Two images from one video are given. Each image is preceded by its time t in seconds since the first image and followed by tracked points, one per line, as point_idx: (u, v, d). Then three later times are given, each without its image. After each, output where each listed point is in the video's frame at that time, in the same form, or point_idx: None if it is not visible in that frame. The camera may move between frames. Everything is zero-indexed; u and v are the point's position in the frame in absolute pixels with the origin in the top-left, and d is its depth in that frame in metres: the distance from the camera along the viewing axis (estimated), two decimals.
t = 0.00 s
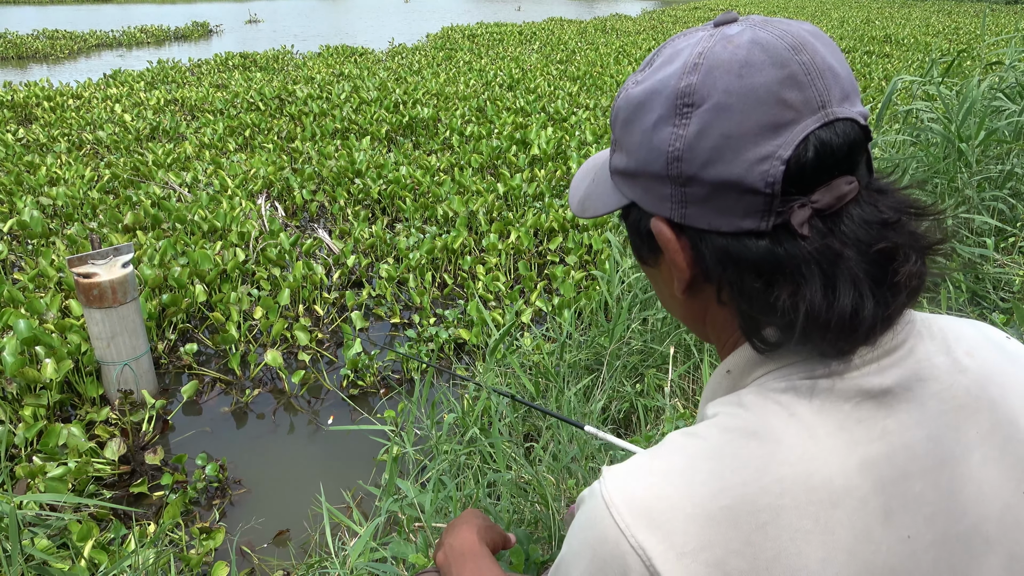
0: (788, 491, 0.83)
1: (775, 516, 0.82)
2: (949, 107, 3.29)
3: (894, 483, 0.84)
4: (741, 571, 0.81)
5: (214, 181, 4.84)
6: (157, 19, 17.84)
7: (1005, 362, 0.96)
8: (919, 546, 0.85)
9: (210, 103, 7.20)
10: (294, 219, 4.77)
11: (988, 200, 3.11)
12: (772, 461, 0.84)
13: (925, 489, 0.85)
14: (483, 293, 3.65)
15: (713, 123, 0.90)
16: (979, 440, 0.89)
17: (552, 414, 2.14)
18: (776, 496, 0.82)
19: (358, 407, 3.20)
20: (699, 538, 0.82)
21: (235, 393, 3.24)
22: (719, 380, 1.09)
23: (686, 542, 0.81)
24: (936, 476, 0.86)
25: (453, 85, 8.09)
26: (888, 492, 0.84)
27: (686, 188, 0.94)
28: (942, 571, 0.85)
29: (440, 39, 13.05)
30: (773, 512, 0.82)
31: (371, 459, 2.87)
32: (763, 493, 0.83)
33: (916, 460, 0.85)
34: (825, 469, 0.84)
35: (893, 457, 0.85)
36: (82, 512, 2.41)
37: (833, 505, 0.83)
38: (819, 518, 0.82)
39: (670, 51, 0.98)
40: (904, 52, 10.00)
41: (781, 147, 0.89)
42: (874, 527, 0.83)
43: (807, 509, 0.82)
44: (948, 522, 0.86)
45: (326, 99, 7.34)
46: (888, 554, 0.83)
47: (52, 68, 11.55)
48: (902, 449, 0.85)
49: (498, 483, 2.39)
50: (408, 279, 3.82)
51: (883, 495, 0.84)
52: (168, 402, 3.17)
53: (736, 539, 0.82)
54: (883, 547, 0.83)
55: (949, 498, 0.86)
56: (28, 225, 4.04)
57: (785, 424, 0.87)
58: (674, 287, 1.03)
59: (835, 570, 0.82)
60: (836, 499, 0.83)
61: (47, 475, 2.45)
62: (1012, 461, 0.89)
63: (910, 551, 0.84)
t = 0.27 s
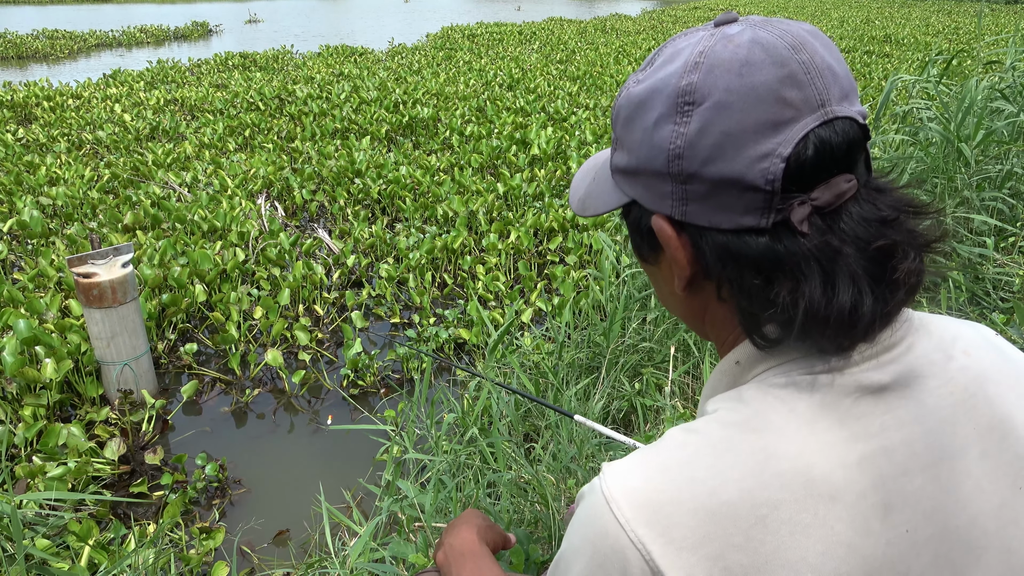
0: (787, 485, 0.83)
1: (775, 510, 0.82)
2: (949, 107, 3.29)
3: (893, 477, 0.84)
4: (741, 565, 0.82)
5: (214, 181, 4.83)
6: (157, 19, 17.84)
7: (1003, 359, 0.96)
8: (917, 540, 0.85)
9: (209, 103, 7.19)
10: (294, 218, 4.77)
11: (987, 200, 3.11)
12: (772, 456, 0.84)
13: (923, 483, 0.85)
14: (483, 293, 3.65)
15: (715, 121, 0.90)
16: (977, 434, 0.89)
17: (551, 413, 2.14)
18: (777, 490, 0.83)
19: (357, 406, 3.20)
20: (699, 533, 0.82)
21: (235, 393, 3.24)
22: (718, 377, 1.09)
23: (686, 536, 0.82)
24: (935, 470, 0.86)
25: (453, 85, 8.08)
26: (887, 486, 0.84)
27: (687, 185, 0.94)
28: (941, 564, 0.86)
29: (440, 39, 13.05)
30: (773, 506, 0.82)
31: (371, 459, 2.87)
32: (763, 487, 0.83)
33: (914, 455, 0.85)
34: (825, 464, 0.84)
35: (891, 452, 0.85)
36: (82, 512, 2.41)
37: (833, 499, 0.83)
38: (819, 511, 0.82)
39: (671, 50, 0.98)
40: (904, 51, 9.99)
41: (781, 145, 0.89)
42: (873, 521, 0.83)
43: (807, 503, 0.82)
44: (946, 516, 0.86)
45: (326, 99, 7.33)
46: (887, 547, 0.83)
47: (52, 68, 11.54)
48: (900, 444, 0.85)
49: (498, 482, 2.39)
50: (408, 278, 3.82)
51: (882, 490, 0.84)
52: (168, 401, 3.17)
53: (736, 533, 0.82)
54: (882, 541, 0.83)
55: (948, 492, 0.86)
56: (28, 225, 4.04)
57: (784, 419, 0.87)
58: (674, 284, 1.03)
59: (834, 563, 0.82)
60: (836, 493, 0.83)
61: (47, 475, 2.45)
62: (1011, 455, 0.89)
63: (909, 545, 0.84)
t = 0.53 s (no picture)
0: (791, 483, 0.82)
1: (778, 508, 0.82)
2: (949, 107, 3.28)
3: (896, 474, 0.84)
4: (745, 564, 0.82)
5: (214, 181, 4.83)
6: (157, 18, 17.83)
7: (1000, 358, 0.98)
8: (920, 536, 0.85)
9: (209, 103, 7.19)
10: (294, 218, 4.77)
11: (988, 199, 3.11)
12: (775, 453, 0.84)
13: (925, 481, 0.85)
14: (483, 293, 3.65)
15: (726, 117, 0.90)
16: (976, 433, 0.89)
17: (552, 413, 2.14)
18: (781, 488, 0.82)
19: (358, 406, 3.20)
20: (702, 532, 0.82)
21: (235, 392, 3.24)
22: (719, 375, 1.09)
23: (689, 535, 0.82)
24: (936, 468, 0.86)
25: (453, 85, 8.08)
26: (890, 484, 0.84)
27: (696, 180, 0.94)
28: (943, 562, 0.86)
29: (440, 39, 13.04)
30: (777, 504, 0.82)
31: (372, 459, 2.87)
32: (766, 485, 0.83)
33: (918, 452, 0.86)
34: (828, 461, 0.83)
35: (895, 450, 0.85)
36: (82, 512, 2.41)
37: (836, 496, 0.82)
38: (823, 509, 0.82)
39: (681, 45, 0.97)
40: (904, 51, 9.98)
41: (792, 142, 0.89)
42: (876, 518, 0.83)
43: (810, 500, 0.82)
44: (948, 513, 0.86)
45: (326, 99, 7.33)
46: (890, 545, 0.83)
47: (51, 68, 11.54)
48: (904, 442, 0.85)
49: (498, 482, 2.39)
50: (408, 278, 3.82)
51: (885, 487, 0.84)
52: (168, 401, 3.17)
53: (740, 531, 0.82)
54: (886, 539, 0.83)
55: (949, 489, 0.86)
56: (27, 225, 4.04)
57: (788, 417, 0.87)
58: (680, 280, 1.03)
59: (837, 560, 0.81)
60: (839, 491, 0.83)
61: (47, 475, 2.45)
62: (1005, 456, 0.90)
63: (911, 542, 0.84)
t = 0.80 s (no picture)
0: (789, 477, 0.83)
1: (775, 501, 0.82)
2: (948, 106, 3.28)
3: (893, 469, 0.84)
4: (742, 556, 0.82)
5: (214, 180, 4.83)
6: (157, 17, 17.83)
7: (998, 355, 0.98)
8: (918, 530, 0.84)
9: (209, 103, 7.19)
10: (294, 218, 4.77)
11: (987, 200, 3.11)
12: (773, 447, 0.84)
13: (923, 476, 0.85)
14: (483, 292, 3.65)
15: (725, 115, 0.90)
16: (974, 429, 0.89)
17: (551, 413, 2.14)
18: (778, 481, 0.83)
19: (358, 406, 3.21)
20: (701, 525, 0.82)
21: (235, 392, 3.24)
22: (717, 372, 1.09)
23: (687, 528, 0.82)
24: (934, 463, 0.86)
25: (453, 85, 8.08)
26: (888, 478, 0.84)
27: (695, 179, 0.94)
28: (941, 558, 0.85)
29: (440, 39, 13.04)
30: (775, 497, 0.82)
31: (372, 458, 2.88)
32: (764, 478, 0.83)
33: (916, 447, 0.86)
34: (826, 455, 0.84)
35: (893, 445, 0.85)
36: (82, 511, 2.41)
37: (834, 490, 0.83)
38: (820, 503, 0.82)
39: (681, 45, 0.98)
40: (904, 51, 9.97)
41: (790, 140, 0.89)
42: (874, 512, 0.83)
43: (808, 494, 0.82)
44: (946, 507, 0.86)
45: (326, 98, 7.32)
46: (888, 540, 0.83)
47: (51, 67, 11.54)
48: (902, 437, 0.85)
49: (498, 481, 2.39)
50: (408, 278, 3.82)
51: (883, 481, 0.84)
52: (168, 400, 3.17)
53: (738, 524, 0.82)
54: (883, 533, 0.83)
55: (948, 484, 0.86)
56: (28, 225, 4.04)
57: (786, 412, 0.87)
58: (679, 278, 1.03)
59: (835, 554, 0.82)
60: (837, 484, 0.83)
61: (47, 474, 2.45)
62: (1004, 451, 0.90)
63: (909, 537, 0.84)
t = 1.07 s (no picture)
0: (784, 477, 0.83)
1: (770, 501, 0.82)
2: (948, 106, 3.28)
3: (888, 469, 0.84)
4: (737, 555, 0.82)
5: (214, 180, 4.83)
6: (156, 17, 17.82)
7: (996, 353, 0.97)
8: (912, 530, 0.85)
9: (209, 102, 7.19)
10: (294, 217, 4.77)
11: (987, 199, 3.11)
12: (768, 447, 0.84)
13: (917, 476, 0.85)
14: (483, 292, 3.65)
15: (719, 115, 0.90)
16: (970, 428, 0.89)
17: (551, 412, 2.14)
18: (774, 481, 0.83)
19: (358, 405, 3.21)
20: (696, 524, 0.82)
21: (235, 391, 3.24)
22: (714, 371, 1.09)
23: (684, 528, 0.82)
24: (929, 463, 0.86)
25: (453, 84, 8.08)
26: (882, 478, 0.84)
27: (689, 178, 0.94)
28: (933, 556, 0.86)
29: (439, 38, 13.04)
30: (770, 496, 0.82)
31: (372, 458, 2.87)
32: (760, 478, 0.83)
33: (910, 447, 0.86)
34: (821, 455, 0.84)
35: (887, 444, 0.85)
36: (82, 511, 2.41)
37: (830, 490, 0.83)
38: (815, 503, 0.82)
39: (676, 45, 0.97)
40: (904, 50, 9.97)
41: (784, 140, 0.89)
42: (868, 512, 0.83)
43: (803, 494, 0.83)
44: (941, 507, 0.86)
45: (326, 98, 7.32)
46: (882, 539, 0.83)
47: (51, 67, 11.53)
48: (896, 437, 0.85)
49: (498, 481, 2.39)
50: (408, 277, 3.82)
51: (877, 481, 0.84)
52: (168, 400, 3.17)
53: (734, 524, 0.83)
54: (878, 532, 0.83)
55: (941, 483, 0.86)
56: (28, 224, 4.04)
57: (781, 411, 0.87)
58: (675, 277, 1.03)
59: (830, 553, 0.82)
60: (832, 485, 0.83)
61: (47, 474, 2.45)
62: (1002, 450, 0.89)
63: (903, 536, 0.84)
